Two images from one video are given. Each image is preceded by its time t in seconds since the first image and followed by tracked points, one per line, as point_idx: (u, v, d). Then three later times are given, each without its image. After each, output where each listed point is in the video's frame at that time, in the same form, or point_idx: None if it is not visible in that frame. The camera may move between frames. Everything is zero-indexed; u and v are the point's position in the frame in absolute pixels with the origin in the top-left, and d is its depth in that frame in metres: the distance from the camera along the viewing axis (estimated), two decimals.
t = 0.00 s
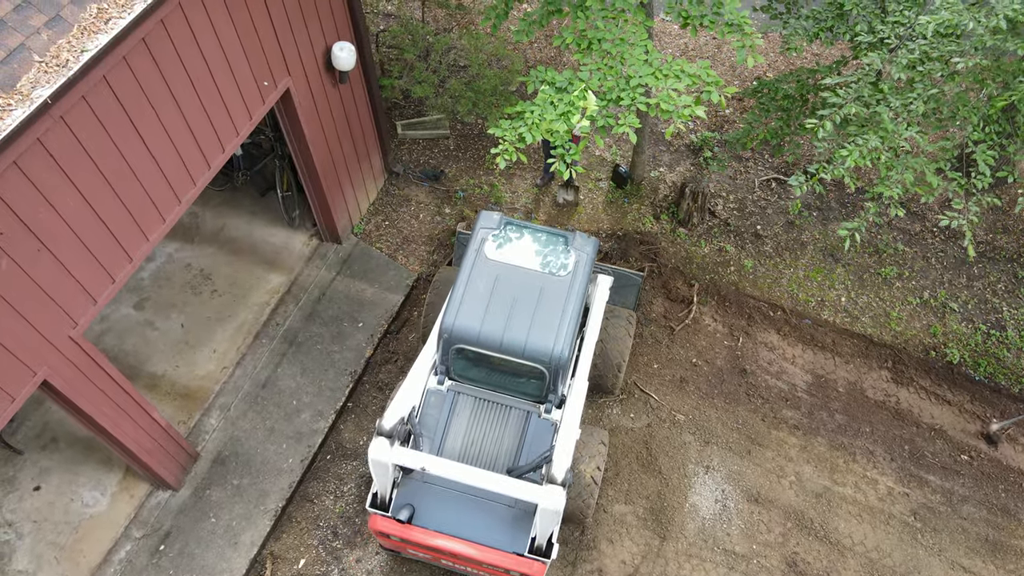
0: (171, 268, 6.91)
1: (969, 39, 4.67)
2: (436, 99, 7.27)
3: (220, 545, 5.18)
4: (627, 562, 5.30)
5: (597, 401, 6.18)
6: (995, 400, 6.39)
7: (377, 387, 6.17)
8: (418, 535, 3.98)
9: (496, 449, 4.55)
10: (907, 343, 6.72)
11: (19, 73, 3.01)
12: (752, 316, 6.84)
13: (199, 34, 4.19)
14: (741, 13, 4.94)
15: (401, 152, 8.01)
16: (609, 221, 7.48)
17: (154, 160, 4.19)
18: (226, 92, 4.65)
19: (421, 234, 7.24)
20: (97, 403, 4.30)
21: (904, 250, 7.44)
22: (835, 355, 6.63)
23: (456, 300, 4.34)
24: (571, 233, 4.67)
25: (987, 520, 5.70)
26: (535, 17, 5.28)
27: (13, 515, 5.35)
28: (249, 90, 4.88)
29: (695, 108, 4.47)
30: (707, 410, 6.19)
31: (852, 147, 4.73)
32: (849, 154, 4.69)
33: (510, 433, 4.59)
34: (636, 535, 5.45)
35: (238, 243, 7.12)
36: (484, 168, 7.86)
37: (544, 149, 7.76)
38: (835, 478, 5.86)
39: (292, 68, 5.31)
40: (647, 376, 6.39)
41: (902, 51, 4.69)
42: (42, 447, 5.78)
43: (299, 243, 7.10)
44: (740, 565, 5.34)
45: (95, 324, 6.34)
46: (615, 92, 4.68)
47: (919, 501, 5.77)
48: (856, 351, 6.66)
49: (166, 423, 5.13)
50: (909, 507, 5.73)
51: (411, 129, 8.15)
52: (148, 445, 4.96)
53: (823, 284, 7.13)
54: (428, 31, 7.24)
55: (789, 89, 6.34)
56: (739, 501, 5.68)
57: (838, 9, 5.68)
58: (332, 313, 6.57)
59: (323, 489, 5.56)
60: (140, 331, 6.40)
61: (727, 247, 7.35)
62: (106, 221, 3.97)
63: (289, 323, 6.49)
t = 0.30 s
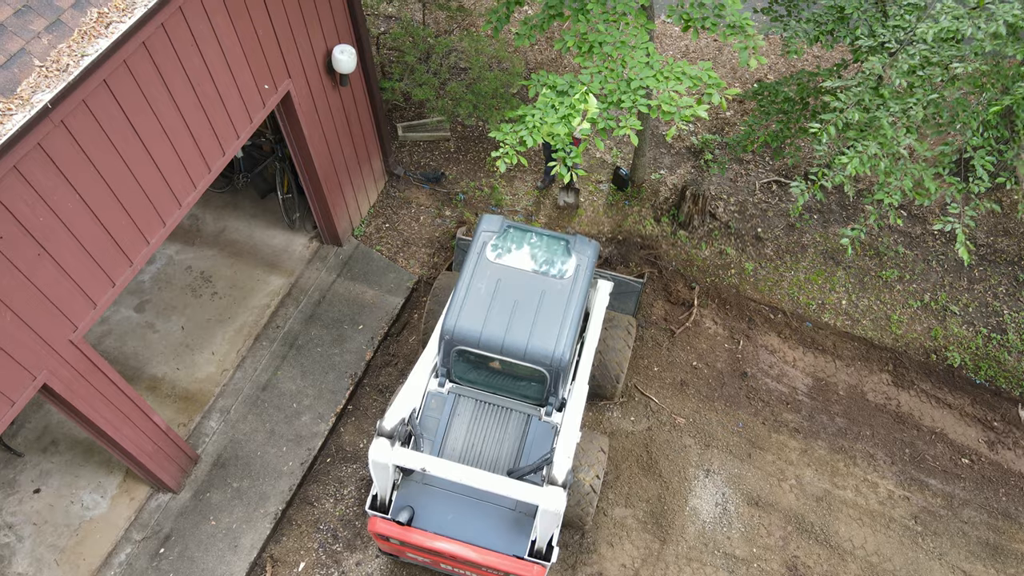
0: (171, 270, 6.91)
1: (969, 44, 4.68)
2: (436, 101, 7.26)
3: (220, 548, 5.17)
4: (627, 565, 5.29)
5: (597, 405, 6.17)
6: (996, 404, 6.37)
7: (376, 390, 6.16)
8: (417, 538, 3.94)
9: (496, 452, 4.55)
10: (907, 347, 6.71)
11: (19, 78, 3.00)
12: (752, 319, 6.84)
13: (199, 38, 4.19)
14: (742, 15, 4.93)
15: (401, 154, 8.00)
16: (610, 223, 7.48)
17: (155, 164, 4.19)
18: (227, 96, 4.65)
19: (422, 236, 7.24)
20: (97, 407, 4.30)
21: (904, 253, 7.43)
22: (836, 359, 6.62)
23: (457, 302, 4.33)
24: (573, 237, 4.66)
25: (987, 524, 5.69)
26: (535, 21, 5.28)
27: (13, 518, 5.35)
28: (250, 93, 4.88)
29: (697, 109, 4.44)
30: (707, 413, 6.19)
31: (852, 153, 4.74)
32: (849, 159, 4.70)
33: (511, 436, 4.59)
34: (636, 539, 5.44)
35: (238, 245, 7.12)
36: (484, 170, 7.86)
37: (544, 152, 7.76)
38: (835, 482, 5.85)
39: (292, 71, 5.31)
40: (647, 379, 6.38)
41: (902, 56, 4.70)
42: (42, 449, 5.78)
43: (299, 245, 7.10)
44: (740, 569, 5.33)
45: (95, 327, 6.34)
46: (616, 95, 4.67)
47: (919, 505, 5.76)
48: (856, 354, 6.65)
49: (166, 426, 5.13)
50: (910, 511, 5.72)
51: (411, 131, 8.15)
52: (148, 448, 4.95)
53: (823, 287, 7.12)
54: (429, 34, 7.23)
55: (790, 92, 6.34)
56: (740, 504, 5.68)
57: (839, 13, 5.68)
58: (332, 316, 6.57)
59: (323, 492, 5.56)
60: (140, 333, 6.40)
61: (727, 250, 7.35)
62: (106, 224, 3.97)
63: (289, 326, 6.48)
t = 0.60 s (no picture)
0: (171, 271, 6.91)
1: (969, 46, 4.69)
2: (436, 102, 7.26)
3: (218, 549, 5.17)
4: (626, 566, 5.29)
5: (597, 406, 6.17)
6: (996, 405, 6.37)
7: (376, 391, 6.16)
8: (411, 538, 3.94)
9: (492, 453, 4.54)
10: (907, 348, 6.71)
11: (17, 79, 3.00)
12: (752, 320, 6.84)
13: (198, 39, 4.19)
14: (742, 15, 4.91)
15: (401, 154, 8.00)
16: (609, 224, 7.48)
17: (154, 165, 4.19)
18: (226, 97, 4.66)
19: (421, 237, 7.24)
20: (97, 409, 4.31)
21: (904, 255, 7.43)
22: (836, 360, 6.62)
23: (456, 303, 4.32)
24: (571, 239, 4.66)
25: (987, 526, 5.69)
26: (535, 23, 5.27)
27: (12, 518, 5.35)
28: (249, 94, 4.88)
29: (696, 108, 4.41)
30: (706, 415, 6.19)
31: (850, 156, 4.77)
32: (847, 163, 4.72)
33: (506, 438, 4.58)
34: (635, 540, 5.44)
35: (238, 246, 7.12)
36: (484, 171, 7.86)
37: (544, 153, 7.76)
38: (834, 483, 5.85)
39: (292, 72, 5.31)
40: (647, 380, 6.38)
41: (902, 58, 4.69)
42: (41, 450, 5.78)
43: (299, 246, 7.10)
44: (739, 570, 5.33)
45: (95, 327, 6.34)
46: (615, 96, 4.66)
47: (919, 507, 5.76)
48: (856, 356, 6.65)
49: (165, 426, 5.13)
50: (909, 513, 5.72)
51: (411, 132, 8.15)
52: (147, 449, 4.96)
53: (823, 288, 7.11)
54: (429, 35, 7.23)
55: (790, 93, 6.34)
56: (739, 506, 5.67)
57: (838, 14, 5.68)
58: (331, 317, 6.57)
59: (322, 492, 5.56)
60: (139, 334, 6.41)
61: (727, 251, 7.34)
62: (105, 225, 3.97)
63: (288, 326, 6.48)
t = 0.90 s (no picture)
0: (171, 269, 6.91)
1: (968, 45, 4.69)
2: (436, 101, 7.26)
3: (217, 547, 5.18)
4: (624, 565, 5.29)
5: (596, 405, 6.17)
6: (995, 405, 6.36)
7: (375, 390, 6.17)
8: (412, 536, 3.93)
9: (492, 451, 4.59)
10: (907, 348, 6.70)
11: (16, 76, 3.00)
12: (751, 320, 6.83)
13: (197, 37, 4.19)
14: (742, 13, 4.91)
15: (401, 153, 8.01)
16: (609, 223, 7.48)
17: (153, 163, 4.20)
18: (225, 95, 4.66)
19: (421, 236, 7.24)
20: (95, 407, 4.32)
21: (904, 254, 7.42)
22: (835, 360, 6.61)
23: (455, 302, 4.32)
24: (570, 237, 4.66)
25: (986, 526, 5.68)
26: (535, 21, 5.27)
27: (11, 516, 5.36)
28: (248, 92, 4.88)
29: (695, 103, 4.40)
30: (706, 414, 6.19)
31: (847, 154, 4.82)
32: (842, 160, 4.79)
33: (505, 437, 4.62)
34: (634, 539, 5.44)
35: (238, 244, 7.13)
36: (484, 170, 7.86)
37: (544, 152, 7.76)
38: (833, 483, 5.85)
39: (291, 70, 5.31)
40: (646, 379, 6.38)
41: (901, 59, 4.70)
42: (41, 447, 5.79)
43: (299, 244, 7.10)
44: (737, 569, 5.32)
45: (95, 325, 6.35)
46: (615, 93, 4.66)
47: (918, 506, 5.75)
48: (855, 356, 6.64)
49: (164, 424, 5.13)
50: (908, 512, 5.72)
51: (411, 131, 8.16)
52: (146, 447, 4.96)
53: (823, 288, 7.11)
54: (428, 34, 7.24)
55: (789, 93, 6.32)
56: (737, 505, 5.67)
57: (838, 14, 5.68)
58: (331, 315, 6.58)
59: (321, 491, 5.57)
60: (139, 332, 6.41)
61: (727, 251, 7.33)
62: (104, 222, 3.97)
63: (288, 325, 6.49)
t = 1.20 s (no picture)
0: (170, 267, 6.92)
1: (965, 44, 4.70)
2: (435, 100, 7.27)
3: (215, 544, 5.19)
4: (622, 564, 5.30)
5: (594, 403, 6.18)
6: (994, 405, 6.36)
7: (373, 388, 6.18)
8: (412, 529, 3.95)
9: (492, 444, 4.55)
10: (905, 348, 6.70)
11: (15, 73, 3.02)
12: (750, 319, 6.84)
13: (196, 34, 4.20)
14: (740, 10, 4.91)
15: (401, 152, 8.02)
16: (608, 222, 7.48)
17: (151, 160, 4.20)
18: (224, 92, 4.66)
19: (420, 234, 7.25)
20: (93, 405, 4.33)
21: (903, 254, 7.42)
22: (833, 359, 6.61)
23: (455, 296, 4.33)
24: (569, 232, 4.66)
25: (983, 526, 5.69)
26: (533, 20, 5.28)
27: (10, 512, 5.37)
28: (247, 90, 4.88)
29: (692, 98, 4.41)
30: (704, 413, 6.19)
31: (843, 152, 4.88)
32: (839, 158, 4.83)
33: (506, 429, 4.58)
34: (631, 537, 5.45)
35: (237, 243, 7.13)
36: (484, 169, 7.87)
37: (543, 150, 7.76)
38: (831, 482, 5.85)
39: (290, 68, 5.32)
40: (644, 378, 6.39)
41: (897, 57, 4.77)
42: (40, 444, 5.80)
43: (298, 242, 7.11)
44: (734, 568, 5.33)
45: (94, 322, 6.36)
46: (612, 89, 4.68)
47: (915, 506, 5.76)
48: (854, 355, 6.64)
49: (163, 421, 5.15)
50: (905, 512, 5.72)
51: (411, 129, 8.18)
52: (144, 444, 4.97)
53: (822, 287, 7.11)
54: (428, 32, 7.25)
55: (788, 92, 6.33)
56: (735, 504, 5.68)
57: (837, 12, 5.68)
58: (330, 313, 6.59)
59: (319, 488, 5.58)
60: (138, 329, 6.42)
61: (726, 250, 7.33)
62: (102, 219, 3.98)
63: (287, 323, 6.49)
